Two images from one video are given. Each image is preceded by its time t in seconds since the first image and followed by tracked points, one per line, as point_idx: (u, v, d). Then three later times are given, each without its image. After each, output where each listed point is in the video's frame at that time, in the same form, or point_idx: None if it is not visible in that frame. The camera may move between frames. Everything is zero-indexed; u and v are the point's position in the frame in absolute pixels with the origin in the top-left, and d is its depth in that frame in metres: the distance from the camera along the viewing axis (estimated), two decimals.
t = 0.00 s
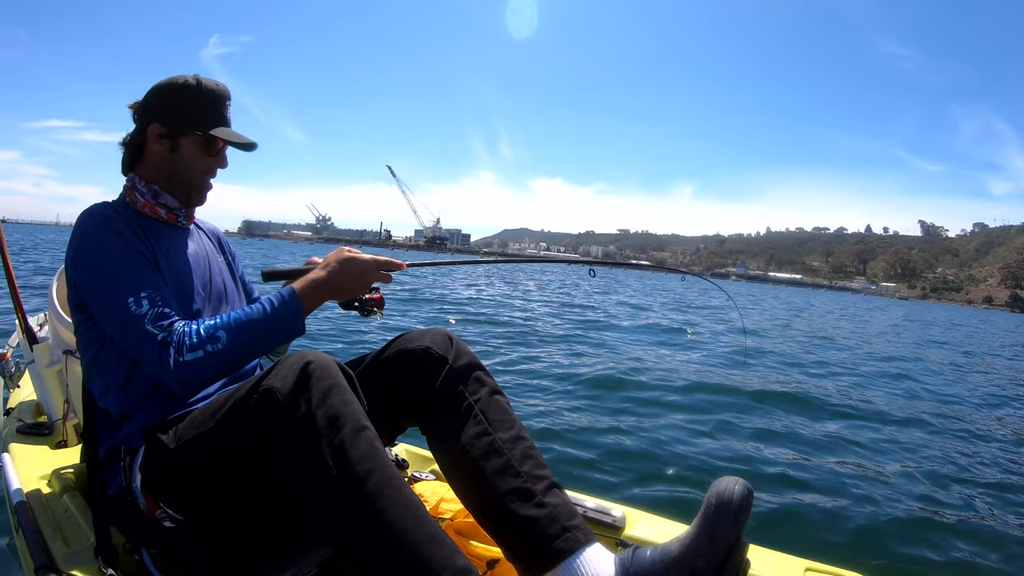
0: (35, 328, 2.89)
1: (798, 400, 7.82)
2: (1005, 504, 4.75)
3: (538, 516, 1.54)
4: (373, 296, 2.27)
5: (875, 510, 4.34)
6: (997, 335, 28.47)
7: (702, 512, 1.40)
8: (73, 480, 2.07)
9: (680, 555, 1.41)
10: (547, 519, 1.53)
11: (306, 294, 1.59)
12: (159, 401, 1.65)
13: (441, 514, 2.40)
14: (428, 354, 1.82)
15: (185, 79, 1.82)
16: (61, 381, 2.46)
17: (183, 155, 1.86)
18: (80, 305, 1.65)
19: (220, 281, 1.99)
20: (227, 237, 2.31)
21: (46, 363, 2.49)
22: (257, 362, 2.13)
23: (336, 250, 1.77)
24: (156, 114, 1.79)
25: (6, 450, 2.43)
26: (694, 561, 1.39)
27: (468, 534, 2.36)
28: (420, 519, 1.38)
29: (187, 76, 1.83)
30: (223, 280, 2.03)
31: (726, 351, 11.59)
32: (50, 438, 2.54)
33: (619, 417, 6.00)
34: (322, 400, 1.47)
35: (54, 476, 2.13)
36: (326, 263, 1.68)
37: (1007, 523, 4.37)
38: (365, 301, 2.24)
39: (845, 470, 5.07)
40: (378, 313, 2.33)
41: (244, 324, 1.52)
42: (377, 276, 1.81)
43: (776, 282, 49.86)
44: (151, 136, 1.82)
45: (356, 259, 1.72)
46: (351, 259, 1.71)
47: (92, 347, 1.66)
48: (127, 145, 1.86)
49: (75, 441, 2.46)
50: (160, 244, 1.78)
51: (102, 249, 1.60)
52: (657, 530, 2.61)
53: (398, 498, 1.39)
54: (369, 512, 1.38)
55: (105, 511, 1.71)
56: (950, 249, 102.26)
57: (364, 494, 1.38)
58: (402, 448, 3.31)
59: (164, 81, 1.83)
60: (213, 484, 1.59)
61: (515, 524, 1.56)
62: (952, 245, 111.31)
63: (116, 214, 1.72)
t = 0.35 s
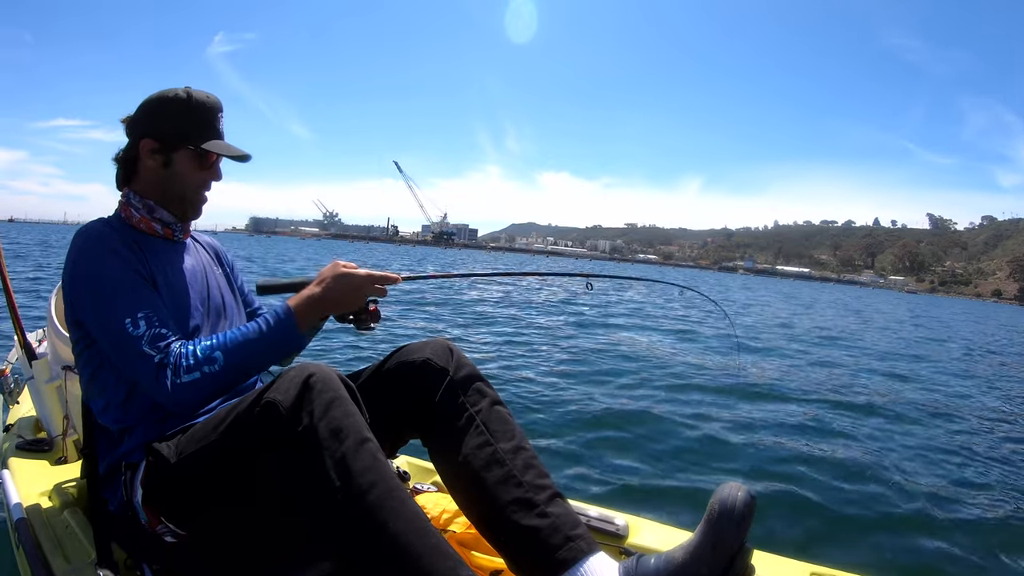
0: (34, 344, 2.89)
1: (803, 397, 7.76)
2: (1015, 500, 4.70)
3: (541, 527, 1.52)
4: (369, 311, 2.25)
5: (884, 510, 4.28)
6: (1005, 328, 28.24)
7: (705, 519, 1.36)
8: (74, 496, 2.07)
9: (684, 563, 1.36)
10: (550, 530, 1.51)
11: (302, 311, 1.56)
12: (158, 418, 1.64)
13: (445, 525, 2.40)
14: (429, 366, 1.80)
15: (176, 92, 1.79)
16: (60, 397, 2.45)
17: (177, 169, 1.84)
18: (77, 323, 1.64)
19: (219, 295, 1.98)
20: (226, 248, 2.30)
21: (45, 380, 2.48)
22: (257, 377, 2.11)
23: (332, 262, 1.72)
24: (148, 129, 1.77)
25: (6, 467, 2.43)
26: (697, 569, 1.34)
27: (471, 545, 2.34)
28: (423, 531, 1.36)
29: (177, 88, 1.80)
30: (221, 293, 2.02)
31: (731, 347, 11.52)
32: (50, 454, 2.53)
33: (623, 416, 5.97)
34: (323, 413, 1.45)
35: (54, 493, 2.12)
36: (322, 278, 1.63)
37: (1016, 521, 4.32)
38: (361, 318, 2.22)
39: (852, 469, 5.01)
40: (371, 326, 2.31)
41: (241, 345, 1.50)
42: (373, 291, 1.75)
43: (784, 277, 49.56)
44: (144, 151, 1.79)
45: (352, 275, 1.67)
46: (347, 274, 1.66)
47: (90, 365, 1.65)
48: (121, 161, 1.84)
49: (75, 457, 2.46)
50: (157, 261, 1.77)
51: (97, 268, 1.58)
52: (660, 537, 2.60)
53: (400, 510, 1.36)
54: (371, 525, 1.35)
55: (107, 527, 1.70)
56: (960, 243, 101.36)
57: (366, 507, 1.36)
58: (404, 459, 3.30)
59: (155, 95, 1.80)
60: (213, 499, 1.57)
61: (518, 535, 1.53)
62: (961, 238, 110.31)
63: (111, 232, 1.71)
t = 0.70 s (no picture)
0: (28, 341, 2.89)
1: (808, 393, 7.66)
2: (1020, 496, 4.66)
3: (538, 516, 1.50)
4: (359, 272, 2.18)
5: (890, 509, 4.22)
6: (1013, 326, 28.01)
7: (702, 506, 1.34)
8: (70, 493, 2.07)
9: (680, 551, 1.35)
10: (547, 519, 1.50)
11: (287, 283, 1.54)
12: (155, 411, 1.64)
13: (440, 516, 2.37)
14: (424, 357, 1.78)
15: (171, 87, 1.79)
16: (55, 393, 2.46)
17: (171, 163, 1.83)
18: (72, 317, 1.64)
19: (213, 289, 1.99)
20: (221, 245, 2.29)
21: (40, 376, 2.49)
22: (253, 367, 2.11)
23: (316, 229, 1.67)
24: (143, 123, 1.76)
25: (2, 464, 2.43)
26: (694, 557, 1.33)
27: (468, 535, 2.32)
28: (420, 521, 1.35)
29: (172, 83, 1.80)
30: (215, 288, 2.02)
31: (736, 342, 11.39)
32: (46, 451, 2.54)
33: (624, 412, 5.94)
34: (320, 404, 1.43)
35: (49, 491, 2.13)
36: (303, 245, 1.60)
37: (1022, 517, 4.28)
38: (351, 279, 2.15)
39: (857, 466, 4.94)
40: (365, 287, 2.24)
41: (231, 324, 1.49)
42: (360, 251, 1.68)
43: (792, 273, 49.07)
44: (139, 145, 1.79)
45: (332, 237, 1.60)
46: (327, 238, 1.60)
47: (85, 359, 1.64)
48: (116, 155, 1.84)
49: (70, 454, 2.47)
50: (151, 253, 1.77)
51: (92, 261, 1.58)
52: (657, 525, 2.58)
53: (398, 500, 1.35)
54: (368, 515, 1.34)
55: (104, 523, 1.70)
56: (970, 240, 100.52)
57: (364, 498, 1.35)
58: (401, 449, 3.30)
59: (151, 90, 1.80)
60: (209, 492, 1.56)
61: (515, 526, 1.52)
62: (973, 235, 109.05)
63: (105, 226, 1.71)
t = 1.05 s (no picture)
0: (34, 325, 2.92)
1: (814, 393, 7.61)
2: None
3: (541, 494, 1.51)
4: (374, 250, 2.23)
5: (895, 504, 4.19)
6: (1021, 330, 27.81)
7: (702, 486, 1.34)
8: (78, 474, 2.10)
9: (681, 530, 1.35)
10: (549, 496, 1.50)
11: (301, 256, 1.56)
12: (164, 388, 1.66)
13: (444, 494, 2.38)
14: (428, 337, 1.79)
15: (180, 69, 1.81)
16: (61, 375, 2.49)
17: (180, 144, 1.85)
18: (82, 295, 1.66)
19: (218, 269, 2.01)
20: (224, 227, 2.32)
21: (46, 358, 2.52)
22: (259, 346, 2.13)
23: (327, 204, 1.70)
24: (152, 104, 1.78)
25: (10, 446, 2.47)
26: (695, 536, 1.33)
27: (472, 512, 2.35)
28: (424, 498, 1.36)
29: (181, 65, 1.82)
30: (220, 267, 2.05)
31: (743, 342, 11.33)
32: (53, 433, 2.57)
33: (628, 408, 5.93)
34: (325, 382, 1.44)
35: (57, 471, 2.15)
36: (317, 219, 1.62)
37: None
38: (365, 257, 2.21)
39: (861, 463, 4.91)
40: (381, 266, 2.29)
41: (242, 296, 1.50)
42: (372, 227, 1.72)
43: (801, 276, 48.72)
44: (147, 125, 1.81)
45: (346, 211, 1.64)
46: (340, 213, 1.64)
47: (94, 337, 1.66)
48: (123, 136, 1.85)
49: (77, 435, 2.50)
50: (159, 232, 1.79)
51: (102, 240, 1.60)
52: (659, 504, 2.57)
53: (402, 478, 1.36)
54: (373, 493, 1.35)
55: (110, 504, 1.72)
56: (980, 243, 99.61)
57: (368, 476, 1.35)
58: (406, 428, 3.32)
59: (159, 71, 1.82)
60: (215, 471, 1.58)
61: (517, 505, 1.53)
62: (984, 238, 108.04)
63: (114, 204, 1.72)
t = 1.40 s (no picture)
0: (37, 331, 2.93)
1: (819, 398, 7.56)
2: None
3: (543, 503, 1.50)
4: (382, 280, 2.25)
5: (902, 511, 4.15)
6: None
7: (705, 494, 1.33)
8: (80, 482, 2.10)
9: (685, 538, 1.34)
10: (552, 505, 1.49)
11: (309, 281, 1.58)
12: (167, 400, 1.66)
13: (448, 503, 2.37)
14: (430, 345, 1.79)
15: (179, 76, 1.81)
16: (64, 383, 2.50)
17: (179, 152, 1.86)
18: (83, 308, 1.66)
19: (220, 277, 2.02)
20: (224, 234, 2.32)
21: (49, 366, 2.53)
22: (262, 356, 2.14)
23: (336, 233, 1.75)
24: (151, 111, 1.79)
25: (13, 452, 2.48)
26: (698, 545, 1.32)
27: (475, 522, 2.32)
28: (425, 508, 1.35)
29: (180, 73, 1.83)
30: (221, 276, 2.05)
31: (748, 348, 11.28)
32: (56, 440, 2.58)
33: (632, 414, 5.91)
34: (325, 392, 1.44)
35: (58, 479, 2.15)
36: (326, 248, 1.67)
37: None
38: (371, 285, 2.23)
39: (868, 468, 4.85)
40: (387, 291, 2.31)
41: (250, 318, 1.50)
42: (379, 257, 1.77)
43: (809, 282, 48.42)
44: (146, 133, 1.81)
45: (355, 241, 1.69)
46: (349, 242, 1.68)
47: (96, 348, 1.66)
48: (122, 144, 1.85)
49: (79, 443, 2.51)
50: (162, 245, 1.79)
51: (104, 253, 1.60)
52: (664, 514, 2.55)
53: (403, 488, 1.35)
54: (373, 503, 1.34)
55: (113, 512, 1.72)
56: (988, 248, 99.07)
57: (369, 487, 1.35)
58: (408, 437, 3.31)
59: (158, 78, 1.82)
60: (217, 479, 1.58)
61: (519, 514, 1.51)
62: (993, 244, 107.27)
63: (114, 215, 1.73)
